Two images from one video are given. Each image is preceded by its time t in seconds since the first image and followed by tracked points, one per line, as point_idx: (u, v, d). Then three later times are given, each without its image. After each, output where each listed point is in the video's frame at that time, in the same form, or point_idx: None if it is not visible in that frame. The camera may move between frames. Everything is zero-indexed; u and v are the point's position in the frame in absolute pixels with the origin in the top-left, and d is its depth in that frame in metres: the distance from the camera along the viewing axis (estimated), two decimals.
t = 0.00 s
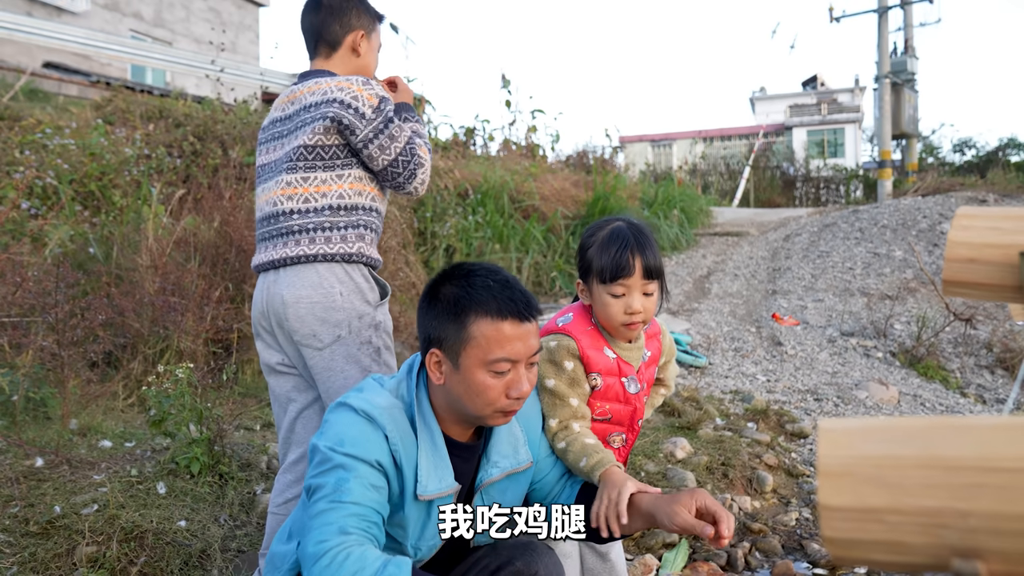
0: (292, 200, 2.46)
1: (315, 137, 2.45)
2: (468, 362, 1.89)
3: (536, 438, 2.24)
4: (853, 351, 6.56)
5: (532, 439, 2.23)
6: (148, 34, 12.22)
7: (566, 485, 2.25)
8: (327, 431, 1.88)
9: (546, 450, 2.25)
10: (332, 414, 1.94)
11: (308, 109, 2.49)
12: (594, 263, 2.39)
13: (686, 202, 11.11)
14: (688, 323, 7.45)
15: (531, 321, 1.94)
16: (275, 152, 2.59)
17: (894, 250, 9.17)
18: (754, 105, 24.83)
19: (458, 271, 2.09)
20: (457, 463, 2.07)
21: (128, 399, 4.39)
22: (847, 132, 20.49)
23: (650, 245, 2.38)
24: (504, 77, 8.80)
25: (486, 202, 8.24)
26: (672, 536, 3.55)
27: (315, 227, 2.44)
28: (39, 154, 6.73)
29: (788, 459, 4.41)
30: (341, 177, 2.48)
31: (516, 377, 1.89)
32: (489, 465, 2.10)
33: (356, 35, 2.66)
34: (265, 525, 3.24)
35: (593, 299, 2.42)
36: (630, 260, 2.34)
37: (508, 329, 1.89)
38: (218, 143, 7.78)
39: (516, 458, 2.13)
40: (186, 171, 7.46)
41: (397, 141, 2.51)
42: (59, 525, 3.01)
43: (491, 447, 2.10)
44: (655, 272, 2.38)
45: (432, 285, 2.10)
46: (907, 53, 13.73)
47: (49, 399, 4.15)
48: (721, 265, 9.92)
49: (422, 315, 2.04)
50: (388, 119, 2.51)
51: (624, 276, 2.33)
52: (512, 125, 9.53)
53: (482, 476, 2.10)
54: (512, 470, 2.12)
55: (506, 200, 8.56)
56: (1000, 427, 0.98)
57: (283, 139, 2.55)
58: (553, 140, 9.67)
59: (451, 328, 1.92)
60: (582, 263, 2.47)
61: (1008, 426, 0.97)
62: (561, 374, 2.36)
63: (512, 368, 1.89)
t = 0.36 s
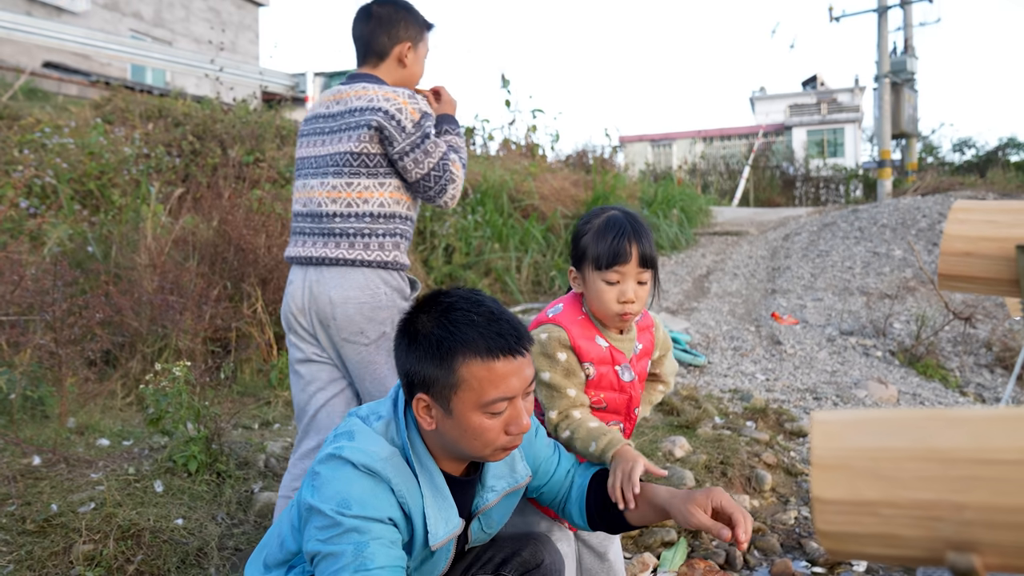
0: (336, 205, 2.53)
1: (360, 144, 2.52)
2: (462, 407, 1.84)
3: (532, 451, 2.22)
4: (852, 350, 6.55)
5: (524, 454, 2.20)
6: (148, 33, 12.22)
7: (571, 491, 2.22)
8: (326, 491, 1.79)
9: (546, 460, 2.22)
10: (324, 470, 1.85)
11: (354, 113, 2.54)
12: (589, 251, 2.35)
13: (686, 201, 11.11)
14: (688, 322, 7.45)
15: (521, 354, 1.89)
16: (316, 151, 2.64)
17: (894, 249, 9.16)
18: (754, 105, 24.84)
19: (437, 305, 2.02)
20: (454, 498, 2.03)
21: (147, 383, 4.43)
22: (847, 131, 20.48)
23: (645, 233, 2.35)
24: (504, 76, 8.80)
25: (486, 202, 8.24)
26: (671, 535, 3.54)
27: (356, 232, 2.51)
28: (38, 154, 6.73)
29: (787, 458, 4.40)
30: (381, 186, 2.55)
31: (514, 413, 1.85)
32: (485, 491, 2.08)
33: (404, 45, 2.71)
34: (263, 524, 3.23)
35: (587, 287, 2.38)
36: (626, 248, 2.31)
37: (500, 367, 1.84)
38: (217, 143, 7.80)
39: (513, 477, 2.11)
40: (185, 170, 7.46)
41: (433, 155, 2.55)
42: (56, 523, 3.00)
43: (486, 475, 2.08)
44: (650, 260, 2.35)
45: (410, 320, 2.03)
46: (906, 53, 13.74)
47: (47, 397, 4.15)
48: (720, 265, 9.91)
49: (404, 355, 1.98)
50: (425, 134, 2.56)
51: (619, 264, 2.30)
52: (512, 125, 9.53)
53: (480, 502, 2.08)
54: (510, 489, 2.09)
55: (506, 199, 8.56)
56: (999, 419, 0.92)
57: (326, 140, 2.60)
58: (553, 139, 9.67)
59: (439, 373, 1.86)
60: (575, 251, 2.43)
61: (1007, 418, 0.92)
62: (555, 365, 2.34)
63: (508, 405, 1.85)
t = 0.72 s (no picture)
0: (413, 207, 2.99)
1: (440, 155, 2.96)
2: (462, 412, 1.83)
3: (535, 446, 2.13)
4: (852, 349, 6.54)
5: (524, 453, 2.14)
6: (148, 33, 12.20)
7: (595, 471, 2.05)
8: (317, 499, 1.75)
9: (553, 449, 2.10)
10: (316, 477, 1.80)
11: (437, 129, 3.00)
12: (553, 218, 2.39)
13: (686, 201, 11.10)
14: (688, 322, 7.44)
15: (519, 357, 1.89)
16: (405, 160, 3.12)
17: (894, 248, 9.15)
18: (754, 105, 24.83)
19: (432, 310, 2.00)
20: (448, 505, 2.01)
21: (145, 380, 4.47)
22: (847, 131, 20.45)
23: (607, 195, 2.38)
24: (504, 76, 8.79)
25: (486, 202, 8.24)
26: (669, 534, 3.55)
27: (429, 232, 2.95)
28: (37, 153, 6.71)
29: (786, 457, 4.40)
30: (454, 194, 2.98)
31: (514, 417, 1.86)
32: (482, 494, 2.07)
33: (485, 78, 3.14)
34: (260, 522, 3.22)
35: (554, 253, 2.43)
36: (589, 211, 2.34)
37: (499, 371, 1.84)
38: (217, 143, 7.81)
39: (511, 480, 2.07)
40: (184, 170, 7.46)
41: (499, 167, 2.94)
42: (54, 522, 2.99)
43: (483, 479, 2.06)
44: (613, 222, 2.39)
45: (403, 326, 2.00)
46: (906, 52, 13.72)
47: (46, 396, 4.15)
48: (720, 264, 9.90)
49: (400, 362, 1.95)
50: (496, 149, 2.96)
51: (582, 227, 2.34)
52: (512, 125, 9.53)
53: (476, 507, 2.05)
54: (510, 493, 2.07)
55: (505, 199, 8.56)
56: (992, 411, 0.91)
57: (413, 152, 3.07)
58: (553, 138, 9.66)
59: (437, 379, 1.85)
60: (541, 218, 2.47)
61: (1003, 411, 0.90)
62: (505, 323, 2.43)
63: (508, 409, 1.85)
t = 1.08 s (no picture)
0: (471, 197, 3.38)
1: (501, 157, 3.38)
2: (460, 424, 1.73)
3: (538, 446, 2.11)
4: (850, 350, 6.54)
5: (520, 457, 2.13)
6: (147, 34, 12.20)
7: (606, 463, 2.01)
8: (313, 510, 1.71)
9: (556, 446, 2.07)
10: (311, 487, 1.76)
11: (499, 138, 3.43)
12: (524, 206, 2.40)
13: (685, 201, 11.10)
14: (686, 322, 7.44)
15: (517, 367, 1.79)
16: (460, 157, 3.51)
17: (893, 248, 9.16)
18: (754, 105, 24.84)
19: (427, 319, 1.88)
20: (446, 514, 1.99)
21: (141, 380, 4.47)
22: (847, 131, 20.44)
23: (576, 180, 2.39)
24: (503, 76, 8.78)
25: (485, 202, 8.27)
26: (666, 535, 3.56)
27: (485, 221, 3.35)
28: (36, 154, 6.71)
29: (784, 458, 4.40)
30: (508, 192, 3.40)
31: (513, 428, 1.77)
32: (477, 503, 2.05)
33: (529, 106, 3.65)
34: (257, 523, 3.22)
35: (526, 241, 2.43)
36: (558, 195, 2.35)
37: (498, 382, 1.74)
38: (215, 143, 7.81)
39: (508, 490, 2.07)
40: (183, 171, 7.45)
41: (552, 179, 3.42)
42: (49, 523, 3.00)
43: (480, 490, 2.05)
44: (584, 206, 2.38)
45: (397, 336, 1.89)
46: (906, 52, 13.71)
47: (43, 396, 4.14)
48: (719, 264, 9.91)
49: (395, 374, 1.84)
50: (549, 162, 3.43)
51: (552, 211, 2.34)
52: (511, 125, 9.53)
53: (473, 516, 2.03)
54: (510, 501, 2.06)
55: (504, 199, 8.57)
56: (977, 417, 0.90)
57: (472, 151, 3.47)
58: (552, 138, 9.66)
59: (433, 390, 1.74)
60: (513, 207, 2.47)
61: (990, 416, 0.89)
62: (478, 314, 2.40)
63: (506, 420, 1.76)
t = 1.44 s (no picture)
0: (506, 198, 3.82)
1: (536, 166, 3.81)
2: (457, 429, 1.67)
3: (540, 445, 2.07)
4: (850, 349, 6.53)
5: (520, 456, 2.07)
6: (148, 33, 12.21)
7: (608, 459, 2.00)
8: (304, 515, 1.63)
9: (559, 444, 2.05)
10: (301, 491, 1.68)
11: (530, 146, 3.85)
12: (504, 206, 2.39)
13: (685, 201, 11.10)
14: (686, 321, 7.44)
15: (517, 371, 1.72)
16: (488, 161, 3.90)
17: (892, 247, 9.15)
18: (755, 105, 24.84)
19: (426, 321, 1.81)
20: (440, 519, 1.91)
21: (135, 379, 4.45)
22: (847, 131, 20.44)
23: (553, 177, 2.40)
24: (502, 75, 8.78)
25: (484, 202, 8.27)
26: (664, 533, 3.56)
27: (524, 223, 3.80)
28: (36, 153, 6.72)
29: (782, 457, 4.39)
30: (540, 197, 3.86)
31: (511, 433, 1.70)
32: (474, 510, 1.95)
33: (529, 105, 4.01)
34: (254, 521, 3.22)
35: (508, 242, 2.42)
36: (537, 193, 2.36)
37: (497, 387, 1.67)
38: (215, 142, 7.80)
39: (506, 494, 1.99)
40: (183, 170, 7.46)
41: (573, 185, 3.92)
42: (46, 521, 3.00)
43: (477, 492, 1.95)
44: (564, 204, 2.40)
45: (395, 337, 1.82)
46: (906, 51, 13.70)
47: (40, 395, 4.13)
48: (718, 264, 9.92)
49: (391, 377, 1.77)
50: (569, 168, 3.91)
51: (533, 209, 2.34)
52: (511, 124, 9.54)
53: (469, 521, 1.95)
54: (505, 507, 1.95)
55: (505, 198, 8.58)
56: (963, 409, 0.86)
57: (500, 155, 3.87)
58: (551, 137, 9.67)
59: (431, 393, 1.68)
60: (492, 209, 2.47)
61: (978, 407, 0.85)
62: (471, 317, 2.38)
63: (505, 425, 1.69)
